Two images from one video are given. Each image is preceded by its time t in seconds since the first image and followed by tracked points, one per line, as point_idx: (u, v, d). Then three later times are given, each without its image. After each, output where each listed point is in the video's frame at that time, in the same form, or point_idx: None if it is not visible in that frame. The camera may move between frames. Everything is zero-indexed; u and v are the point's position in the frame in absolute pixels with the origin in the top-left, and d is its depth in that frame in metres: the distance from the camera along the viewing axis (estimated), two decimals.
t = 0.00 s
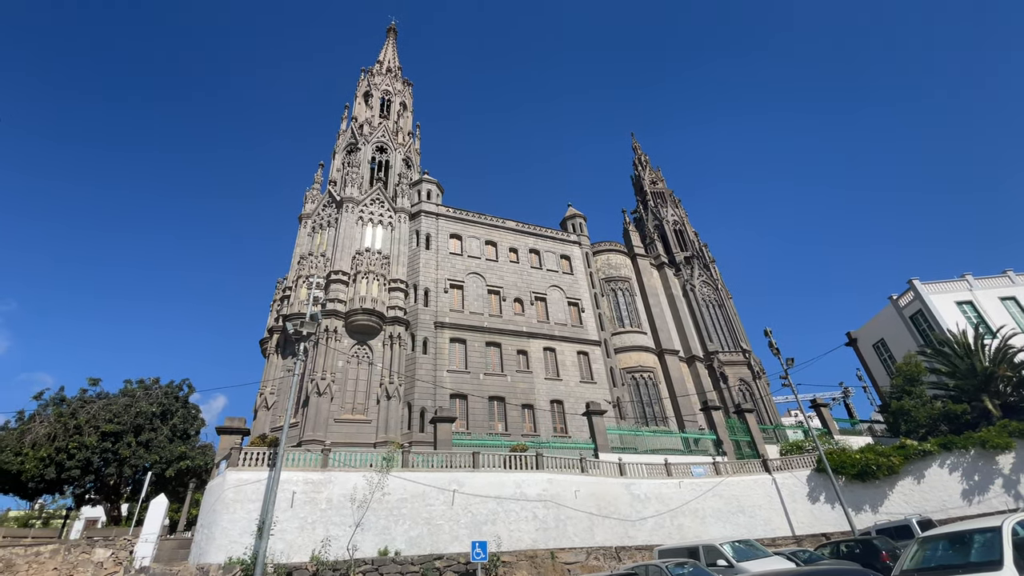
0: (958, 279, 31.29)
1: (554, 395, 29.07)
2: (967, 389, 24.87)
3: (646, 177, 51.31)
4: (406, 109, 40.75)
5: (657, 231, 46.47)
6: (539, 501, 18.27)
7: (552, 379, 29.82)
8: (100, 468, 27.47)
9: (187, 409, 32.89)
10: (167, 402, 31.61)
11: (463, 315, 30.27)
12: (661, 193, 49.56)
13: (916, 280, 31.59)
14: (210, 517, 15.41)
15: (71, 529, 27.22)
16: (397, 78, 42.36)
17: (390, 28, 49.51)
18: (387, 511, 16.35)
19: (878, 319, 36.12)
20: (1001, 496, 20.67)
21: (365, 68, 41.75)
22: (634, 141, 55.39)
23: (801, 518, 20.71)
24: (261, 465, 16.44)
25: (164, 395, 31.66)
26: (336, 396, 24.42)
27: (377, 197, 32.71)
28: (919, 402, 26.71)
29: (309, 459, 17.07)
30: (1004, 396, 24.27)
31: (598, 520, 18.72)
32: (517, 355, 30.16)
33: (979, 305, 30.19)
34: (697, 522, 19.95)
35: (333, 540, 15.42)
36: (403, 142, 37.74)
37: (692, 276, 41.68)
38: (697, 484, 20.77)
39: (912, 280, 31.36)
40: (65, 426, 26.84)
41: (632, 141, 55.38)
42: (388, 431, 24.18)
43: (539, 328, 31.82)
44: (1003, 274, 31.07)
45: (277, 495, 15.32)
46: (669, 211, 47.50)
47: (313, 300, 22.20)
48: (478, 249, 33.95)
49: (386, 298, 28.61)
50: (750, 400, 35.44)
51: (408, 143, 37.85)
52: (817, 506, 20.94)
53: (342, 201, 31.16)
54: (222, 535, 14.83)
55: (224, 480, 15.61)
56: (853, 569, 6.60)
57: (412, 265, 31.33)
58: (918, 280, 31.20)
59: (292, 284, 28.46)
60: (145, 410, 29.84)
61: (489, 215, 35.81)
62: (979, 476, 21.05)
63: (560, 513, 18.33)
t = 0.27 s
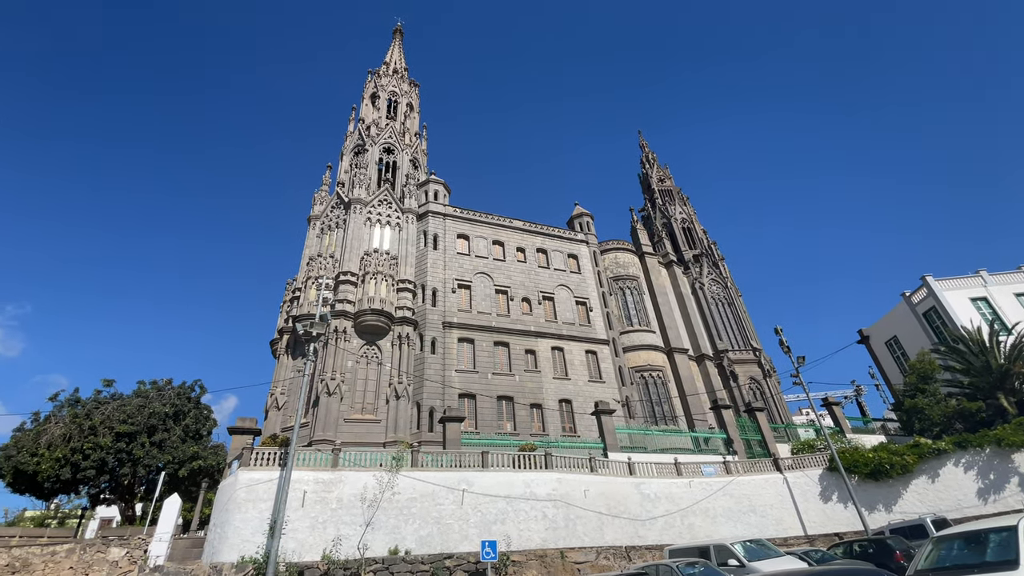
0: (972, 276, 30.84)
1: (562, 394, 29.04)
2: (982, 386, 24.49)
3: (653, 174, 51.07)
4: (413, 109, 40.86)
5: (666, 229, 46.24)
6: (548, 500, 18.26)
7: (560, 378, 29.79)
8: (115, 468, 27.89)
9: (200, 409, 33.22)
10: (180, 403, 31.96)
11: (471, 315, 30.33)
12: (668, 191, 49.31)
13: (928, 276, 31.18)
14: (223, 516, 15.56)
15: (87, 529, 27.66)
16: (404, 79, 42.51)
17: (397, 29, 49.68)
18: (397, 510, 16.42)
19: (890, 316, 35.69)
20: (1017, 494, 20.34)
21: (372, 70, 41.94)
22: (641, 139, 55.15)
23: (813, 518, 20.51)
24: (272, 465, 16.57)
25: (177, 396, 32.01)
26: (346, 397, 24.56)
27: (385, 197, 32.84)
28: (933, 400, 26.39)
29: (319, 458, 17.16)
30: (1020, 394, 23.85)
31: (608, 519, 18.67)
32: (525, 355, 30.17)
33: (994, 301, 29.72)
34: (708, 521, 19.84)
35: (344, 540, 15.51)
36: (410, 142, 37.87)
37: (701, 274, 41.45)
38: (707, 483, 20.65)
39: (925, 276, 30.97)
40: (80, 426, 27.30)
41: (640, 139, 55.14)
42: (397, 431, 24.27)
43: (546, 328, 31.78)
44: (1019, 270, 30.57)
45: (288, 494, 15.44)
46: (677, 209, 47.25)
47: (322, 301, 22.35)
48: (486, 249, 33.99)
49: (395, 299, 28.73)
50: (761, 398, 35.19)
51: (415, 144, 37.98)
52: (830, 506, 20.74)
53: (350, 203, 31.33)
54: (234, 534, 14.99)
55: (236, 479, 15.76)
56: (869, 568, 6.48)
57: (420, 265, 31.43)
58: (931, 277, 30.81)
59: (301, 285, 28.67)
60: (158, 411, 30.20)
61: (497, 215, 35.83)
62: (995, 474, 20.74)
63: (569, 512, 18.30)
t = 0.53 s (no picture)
0: (988, 270, 30.30)
1: (572, 393, 29.00)
2: (999, 382, 23.97)
3: (662, 171, 50.79)
4: (420, 110, 40.97)
5: (675, 226, 45.97)
6: (559, 499, 18.25)
7: (569, 377, 29.75)
8: (131, 468, 28.35)
9: (213, 409, 33.60)
10: (193, 403, 32.35)
11: (480, 314, 30.38)
12: (677, 188, 49.00)
13: (943, 271, 30.69)
14: (237, 515, 15.74)
15: (104, 527, 28.15)
16: (411, 80, 42.63)
17: (403, 30, 49.82)
18: (408, 509, 16.50)
19: (904, 312, 35.20)
20: None
21: (380, 71, 42.10)
22: (650, 136, 54.85)
23: (827, 516, 20.30)
24: (285, 464, 16.72)
25: (190, 396, 32.41)
26: (356, 396, 24.72)
27: (393, 198, 32.98)
28: (949, 396, 26.09)
29: (331, 457, 17.25)
30: None
31: (618, 518, 18.64)
32: (534, 353, 30.15)
33: (1011, 296, 29.19)
34: (719, 520, 19.72)
35: (356, 538, 15.62)
36: (418, 143, 37.99)
37: (711, 271, 41.17)
38: (719, 482, 20.52)
39: (939, 272, 30.49)
40: (97, 427, 27.75)
41: (648, 136, 54.85)
42: (408, 430, 24.37)
43: (555, 326, 31.75)
44: None
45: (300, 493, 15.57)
46: (686, 206, 46.95)
47: (332, 301, 22.50)
48: (494, 248, 34.01)
49: (404, 298, 28.85)
50: (773, 396, 34.91)
51: (423, 144, 38.09)
52: (843, 504, 20.52)
53: (359, 203, 31.49)
54: (248, 532, 15.15)
55: (249, 478, 15.93)
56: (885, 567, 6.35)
57: (428, 265, 31.54)
58: (946, 272, 30.33)
59: (311, 286, 28.89)
60: (173, 411, 30.61)
61: (505, 213, 35.83)
62: (1012, 471, 20.40)
63: (580, 511, 18.28)
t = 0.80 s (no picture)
0: (1007, 263, 29.70)
1: (582, 390, 28.97)
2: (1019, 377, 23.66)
3: (672, 166, 50.40)
4: (428, 108, 41.04)
5: (685, 221, 45.63)
6: (571, 496, 18.26)
7: (579, 374, 29.70)
8: (148, 466, 28.85)
9: (228, 408, 33.99)
10: (208, 401, 32.76)
11: (489, 311, 30.43)
12: (687, 182, 48.63)
13: (961, 264, 30.12)
14: (253, 512, 15.95)
15: (123, 524, 28.70)
16: (418, 79, 42.71)
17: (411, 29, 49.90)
18: (420, 506, 16.61)
19: (921, 306, 34.62)
20: None
21: (387, 70, 42.22)
22: (659, 131, 54.44)
23: (842, 513, 20.09)
24: (299, 462, 16.90)
25: (205, 395, 32.81)
26: (368, 394, 24.90)
27: (402, 197, 33.11)
28: (967, 391, 25.55)
29: (344, 455, 17.35)
30: None
31: (630, 515, 18.61)
32: (544, 351, 30.14)
33: None
34: (733, 517, 19.61)
35: (369, 534, 15.76)
36: (426, 141, 38.07)
37: (722, 267, 40.84)
38: (732, 479, 20.37)
39: (957, 265, 29.93)
40: (115, 426, 28.34)
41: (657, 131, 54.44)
42: (419, 427, 24.50)
43: (565, 323, 31.70)
44: None
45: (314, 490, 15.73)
46: (696, 201, 46.57)
47: (343, 300, 22.66)
48: (503, 246, 34.01)
49: (414, 297, 28.97)
50: (786, 392, 34.59)
51: (431, 143, 38.17)
52: (859, 501, 20.29)
53: (368, 203, 31.65)
54: (264, 529, 15.36)
55: (264, 476, 16.14)
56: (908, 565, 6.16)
57: (438, 263, 31.64)
58: (963, 265, 29.77)
59: (323, 285, 29.11)
60: (188, 410, 31.03)
61: (513, 211, 35.80)
62: None
63: (592, 508, 18.27)
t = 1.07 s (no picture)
0: None
1: (594, 385, 28.93)
2: None
3: (682, 159, 49.93)
4: (436, 105, 41.04)
5: (696, 214, 45.21)
6: (583, 490, 18.28)
7: (591, 369, 29.65)
8: (167, 462, 29.45)
9: (244, 405, 34.48)
10: (225, 398, 33.27)
11: (500, 307, 30.47)
12: (698, 175, 48.15)
13: (980, 254, 29.50)
14: (270, 506, 16.21)
15: (144, 518, 29.38)
16: (426, 75, 42.71)
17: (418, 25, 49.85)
18: (433, 500, 16.75)
19: (938, 297, 33.97)
20: None
21: (395, 67, 42.27)
22: (669, 123, 53.92)
23: (858, 507, 19.87)
24: (314, 457, 17.12)
25: (222, 392, 33.29)
26: (381, 390, 25.11)
27: (412, 193, 33.20)
28: (987, 383, 25.05)
29: (358, 450, 17.57)
30: None
31: (643, 509, 18.60)
32: (555, 346, 30.14)
33: None
34: (747, 511, 19.48)
35: (383, 529, 15.92)
36: (434, 138, 38.11)
37: (735, 260, 40.44)
38: (746, 473, 20.25)
39: (976, 255, 29.32)
40: (134, 423, 28.97)
41: (667, 123, 53.92)
42: (431, 423, 24.67)
43: (576, 318, 31.64)
44: None
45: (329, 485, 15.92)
46: (707, 194, 46.10)
47: (355, 297, 22.83)
48: (513, 241, 33.98)
49: (425, 294, 29.09)
50: (800, 385, 34.25)
51: (440, 139, 38.19)
52: (876, 495, 20.05)
53: (378, 200, 31.79)
54: (280, 523, 15.60)
55: (280, 471, 16.39)
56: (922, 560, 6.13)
57: (448, 260, 31.72)
58: (983, 255, 29.15)
59: (335, 283, 29.35)
60: (205, 407, 31.54)
61: (522, 206, 35.72)
62: None
63: (605, 502, 18.29)
